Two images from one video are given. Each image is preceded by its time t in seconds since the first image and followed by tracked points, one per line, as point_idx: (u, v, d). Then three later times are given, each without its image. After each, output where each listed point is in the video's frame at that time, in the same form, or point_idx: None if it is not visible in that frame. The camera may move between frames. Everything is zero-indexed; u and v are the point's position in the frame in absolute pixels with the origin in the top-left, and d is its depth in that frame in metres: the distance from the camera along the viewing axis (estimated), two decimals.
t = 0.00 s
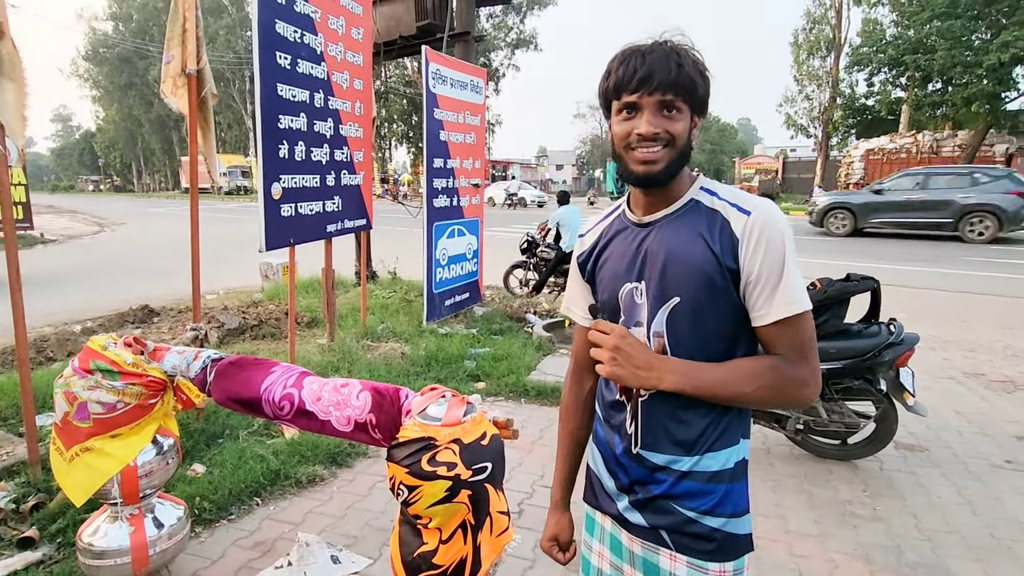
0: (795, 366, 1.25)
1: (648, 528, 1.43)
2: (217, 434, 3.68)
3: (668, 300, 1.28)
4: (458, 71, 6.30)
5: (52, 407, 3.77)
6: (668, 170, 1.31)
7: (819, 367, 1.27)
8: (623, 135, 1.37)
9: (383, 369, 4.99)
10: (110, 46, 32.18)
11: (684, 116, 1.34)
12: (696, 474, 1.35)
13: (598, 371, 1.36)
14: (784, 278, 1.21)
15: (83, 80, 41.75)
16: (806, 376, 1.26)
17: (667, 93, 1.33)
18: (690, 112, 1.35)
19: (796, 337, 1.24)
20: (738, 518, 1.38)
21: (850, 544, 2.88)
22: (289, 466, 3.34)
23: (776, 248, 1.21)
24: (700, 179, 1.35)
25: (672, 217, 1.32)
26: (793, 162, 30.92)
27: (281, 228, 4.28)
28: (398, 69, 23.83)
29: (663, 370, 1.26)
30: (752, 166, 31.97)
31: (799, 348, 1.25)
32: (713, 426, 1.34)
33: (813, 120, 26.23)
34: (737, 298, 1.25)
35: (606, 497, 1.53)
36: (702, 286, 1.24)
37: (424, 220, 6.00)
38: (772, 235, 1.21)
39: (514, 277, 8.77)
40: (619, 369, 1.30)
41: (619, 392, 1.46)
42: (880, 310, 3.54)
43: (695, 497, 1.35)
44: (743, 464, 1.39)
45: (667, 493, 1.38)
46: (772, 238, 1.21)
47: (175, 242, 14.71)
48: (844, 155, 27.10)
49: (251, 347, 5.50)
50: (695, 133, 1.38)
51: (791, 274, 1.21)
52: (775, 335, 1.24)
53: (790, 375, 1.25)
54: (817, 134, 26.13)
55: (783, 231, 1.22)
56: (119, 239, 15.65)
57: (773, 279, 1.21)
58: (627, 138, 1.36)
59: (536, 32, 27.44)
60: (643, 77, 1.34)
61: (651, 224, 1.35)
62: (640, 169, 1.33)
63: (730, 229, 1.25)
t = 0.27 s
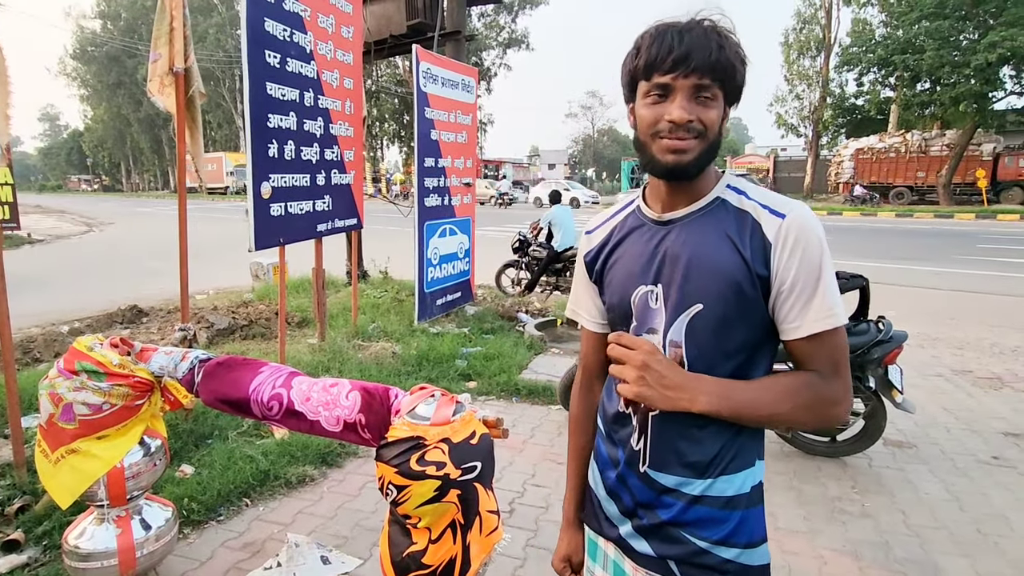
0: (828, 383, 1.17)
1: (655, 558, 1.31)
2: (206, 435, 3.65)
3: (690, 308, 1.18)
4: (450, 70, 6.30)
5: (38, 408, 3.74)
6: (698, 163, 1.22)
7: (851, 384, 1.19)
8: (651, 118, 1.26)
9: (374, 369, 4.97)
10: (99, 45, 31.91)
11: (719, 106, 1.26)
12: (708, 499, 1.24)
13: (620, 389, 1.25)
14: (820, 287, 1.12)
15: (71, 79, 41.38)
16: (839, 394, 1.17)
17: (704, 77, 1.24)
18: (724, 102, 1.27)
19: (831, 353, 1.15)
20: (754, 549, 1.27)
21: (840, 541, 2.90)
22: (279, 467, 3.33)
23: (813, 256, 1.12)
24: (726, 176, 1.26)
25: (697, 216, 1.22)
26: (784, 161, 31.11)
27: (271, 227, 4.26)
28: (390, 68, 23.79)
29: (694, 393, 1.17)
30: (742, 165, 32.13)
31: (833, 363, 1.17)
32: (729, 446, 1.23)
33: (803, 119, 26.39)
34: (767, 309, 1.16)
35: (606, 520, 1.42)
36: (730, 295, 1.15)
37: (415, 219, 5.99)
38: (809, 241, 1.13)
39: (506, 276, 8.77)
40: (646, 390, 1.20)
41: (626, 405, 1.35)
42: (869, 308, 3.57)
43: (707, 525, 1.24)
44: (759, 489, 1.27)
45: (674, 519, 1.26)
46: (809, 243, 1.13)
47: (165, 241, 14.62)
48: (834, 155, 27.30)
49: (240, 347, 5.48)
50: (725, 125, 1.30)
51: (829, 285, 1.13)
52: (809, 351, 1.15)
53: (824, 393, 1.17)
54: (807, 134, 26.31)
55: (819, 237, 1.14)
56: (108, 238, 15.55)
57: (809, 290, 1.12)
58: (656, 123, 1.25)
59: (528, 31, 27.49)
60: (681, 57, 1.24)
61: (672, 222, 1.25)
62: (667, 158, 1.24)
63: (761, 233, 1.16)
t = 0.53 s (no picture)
0: (864, 390, 1.11)
1: None
2: (197, 434, 3.64)
3: (721, 312, 1.07)
4: (440, 68, 6.29)
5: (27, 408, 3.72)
6: (730, 160, 1.13)
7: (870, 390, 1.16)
8: (682, 108, 1.14)
9: (366, 367, 4.97)
10: (87, 42, 31.63)
11: (750, 100, 1.17)
12: (735, 519, 1.12)
13: (691, 405, 1.03)
14: (855, 290, 1.06)
15: (59, 77, 40.98)
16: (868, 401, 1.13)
17: (741, 65, 1.13)
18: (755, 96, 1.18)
19: (863, 358, 1.10)
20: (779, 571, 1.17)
21: (828, 533, 2.93)
22: (270, 466, 3.32)
23: (848, 257, 1.06)
24: (746, 174, 1.18)
25: (720, 215, 1.13)
26: (775, 158, 31.26)
27: (261, 226, 4.24)
28: (382, 66, 23.73)
29: (766, 406, 1.02)
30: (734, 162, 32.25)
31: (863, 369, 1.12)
32: (755, 460, 1.12)
33: (794, 116, 26.51)
34: (796, 313, 1.08)
35: (617, 545, 1.26)
36: (764, 299, 1.06)
37: (407, 217, 5.98)
38: (844, 241, 1.06)
39: (499, 274, 8.78)
40: (728, 406, 1.01)
41: (643, 417, 1.21)
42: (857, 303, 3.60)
43: (735, 546, 1.13)
44: (781, 508, 1.17)
45: (699, 541, 1.14)
46: (844, 244, 1.06)
47: (155, 240, 14.56)
48: (825, 151, 27.46)
49: (232, 346, 5.46)
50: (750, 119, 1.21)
51: (862, 288, 1.07)
52: (844, 356, 1.08)
53: (860, 401, 1.11)
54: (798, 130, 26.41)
55: (851, 239, 1.08)
56: (98, 237, 15.46)
57: (845, 293, 1.05)
58: (687, 113, 1.14)
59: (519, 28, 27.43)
60: (720, 42, 1.13)
61: (694, 221, 1.14)
62: (701, 153, 1.12)
63: (794, 232, 1.08)
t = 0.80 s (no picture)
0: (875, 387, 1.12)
1: None
2: (194, 431, 3.65)
3: (738, 313, 1.05)
4: (436, 64, 6.28)
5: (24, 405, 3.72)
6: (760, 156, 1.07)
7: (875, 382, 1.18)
8: (716, 97, 1.07)
9: (363, 363, 4.98)
10: (80, 39, 31.46)
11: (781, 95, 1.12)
12: (742, 518, 1.10)
13: (735, 422, 1.02)
14: (873, 290, 1.05)
15: (53, 74, 40.76)
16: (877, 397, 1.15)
17: (776, 57, 1.08)
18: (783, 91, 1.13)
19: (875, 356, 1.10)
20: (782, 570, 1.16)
21: (822, 525, 2.96)
22: (268, 461, 3.33)
23: (867, 256, 1.05)
24: (763, 169, 1.14)
25: (737, 212, 1.09)
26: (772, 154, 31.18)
27: (257, 223, 4.24)
28: (377, 62, 23.67)
29: (805, 418, 1.02)
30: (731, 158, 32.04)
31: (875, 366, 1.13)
32: (762, 459, 1.11)
33: (791, 111, 26.48)
34: (812, 313, 1.07)
35: (620, 546, 1.22)
36: (782, 299, 1.03)
37: (403, 213, 5.98)
38: (863, 241, 1.05)
39: (495, 270, 8.78)
40: (772, 425, 1.00)
41: (652, 416, 1.16)
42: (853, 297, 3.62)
43: (741, 546, 1.11)
44: (785, 506, 1.15)
45: (707, 541, 1.11)
46: (863, 245, 1.04)
47: (151, 238, 14.52)
48: (821, 146, 27.48)
49: (228, 343, 5.47)
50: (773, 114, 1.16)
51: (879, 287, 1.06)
52: (861, 354, 1.08)
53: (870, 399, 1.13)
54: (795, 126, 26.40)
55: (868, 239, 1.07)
56: (93, 235, 15.42)
57: (864, 293, 1.04)
58: (720, 103, 1.06)
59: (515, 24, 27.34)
60: (760, 31, 1.07)
61: (711, 217, 1.10)
62: (734, 147, 1.06)
63: (814, 231, 1.05)
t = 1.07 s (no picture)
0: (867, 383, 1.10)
1: None
2: (199, 427, 3.67)
3: (726, 311, 1.03)
4: (438, 61, 6.28)
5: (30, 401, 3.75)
6: (749, 147, 1.06)
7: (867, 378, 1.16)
8: (702, 86, 1.05)
9: (366, 360, 5.00)
10: (83, 38, 31.49)
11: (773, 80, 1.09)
12: (732, 514, 1.09)
13: (702, 424, 1.01)
14: (864, 286, 1.03)
15: (57, 73, 40.84)
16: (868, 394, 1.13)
17: (768, 43, 1.05)
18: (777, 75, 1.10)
19: (865, 354, 1.09)
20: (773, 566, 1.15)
21: (823, 519, 2.96)
22: (271, 457, 3.35)
23: (859, 254, 1.03)
24: (756, 160, 1.12)
25: (728, 205, 1.07)
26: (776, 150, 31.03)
27: (260, 219, 4.25)
28: (380, 60, 23.64)
29: (778, 420, 1.01)
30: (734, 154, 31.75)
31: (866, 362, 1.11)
32: (753, 453, 1.10)
33: (794, 108, 26.35)
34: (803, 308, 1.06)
35: (610, 540, 1.20)
36: (772, 297, 1.02)
37: (405, 210, 5.99)
38: (856, 238, 1.03)
39: (498, 267, 8.79)
40: (736, 429, 0.99)
41: (641, 411, 1.15)
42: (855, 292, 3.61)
43: (732, 542, 1.09)
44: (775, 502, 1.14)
45: (697, 536, 1.10)
46: (855, 241, 1.03)
47: (155, 237, 14.56)
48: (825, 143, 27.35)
49: (232, 340, 5.49)
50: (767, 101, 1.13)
51: (870, 285, 1.05)
52: (849, 350, 1.07)
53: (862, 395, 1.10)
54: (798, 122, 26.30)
55: (861, 234, 1.04)
56: (98, 233, 15.47)
57: (854, 291, 1.03)
58: (708, 93, 1.05)
59: (518, 21, 27.29)
60: (751, 16, 1.04)
61: (702, 210, 1.08)
62: (720, 137, 1.04)
63: (806, 226, 1.03)
